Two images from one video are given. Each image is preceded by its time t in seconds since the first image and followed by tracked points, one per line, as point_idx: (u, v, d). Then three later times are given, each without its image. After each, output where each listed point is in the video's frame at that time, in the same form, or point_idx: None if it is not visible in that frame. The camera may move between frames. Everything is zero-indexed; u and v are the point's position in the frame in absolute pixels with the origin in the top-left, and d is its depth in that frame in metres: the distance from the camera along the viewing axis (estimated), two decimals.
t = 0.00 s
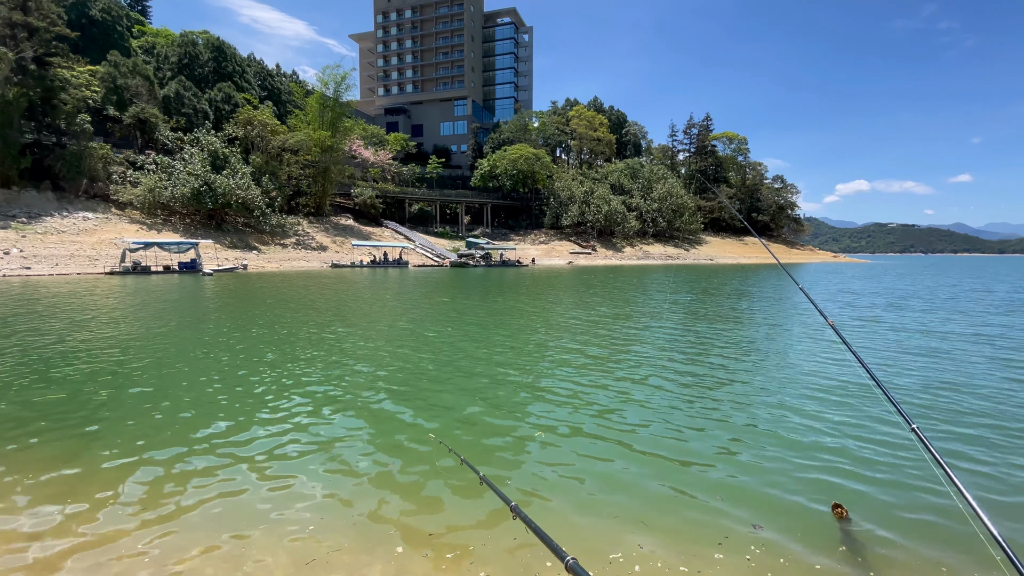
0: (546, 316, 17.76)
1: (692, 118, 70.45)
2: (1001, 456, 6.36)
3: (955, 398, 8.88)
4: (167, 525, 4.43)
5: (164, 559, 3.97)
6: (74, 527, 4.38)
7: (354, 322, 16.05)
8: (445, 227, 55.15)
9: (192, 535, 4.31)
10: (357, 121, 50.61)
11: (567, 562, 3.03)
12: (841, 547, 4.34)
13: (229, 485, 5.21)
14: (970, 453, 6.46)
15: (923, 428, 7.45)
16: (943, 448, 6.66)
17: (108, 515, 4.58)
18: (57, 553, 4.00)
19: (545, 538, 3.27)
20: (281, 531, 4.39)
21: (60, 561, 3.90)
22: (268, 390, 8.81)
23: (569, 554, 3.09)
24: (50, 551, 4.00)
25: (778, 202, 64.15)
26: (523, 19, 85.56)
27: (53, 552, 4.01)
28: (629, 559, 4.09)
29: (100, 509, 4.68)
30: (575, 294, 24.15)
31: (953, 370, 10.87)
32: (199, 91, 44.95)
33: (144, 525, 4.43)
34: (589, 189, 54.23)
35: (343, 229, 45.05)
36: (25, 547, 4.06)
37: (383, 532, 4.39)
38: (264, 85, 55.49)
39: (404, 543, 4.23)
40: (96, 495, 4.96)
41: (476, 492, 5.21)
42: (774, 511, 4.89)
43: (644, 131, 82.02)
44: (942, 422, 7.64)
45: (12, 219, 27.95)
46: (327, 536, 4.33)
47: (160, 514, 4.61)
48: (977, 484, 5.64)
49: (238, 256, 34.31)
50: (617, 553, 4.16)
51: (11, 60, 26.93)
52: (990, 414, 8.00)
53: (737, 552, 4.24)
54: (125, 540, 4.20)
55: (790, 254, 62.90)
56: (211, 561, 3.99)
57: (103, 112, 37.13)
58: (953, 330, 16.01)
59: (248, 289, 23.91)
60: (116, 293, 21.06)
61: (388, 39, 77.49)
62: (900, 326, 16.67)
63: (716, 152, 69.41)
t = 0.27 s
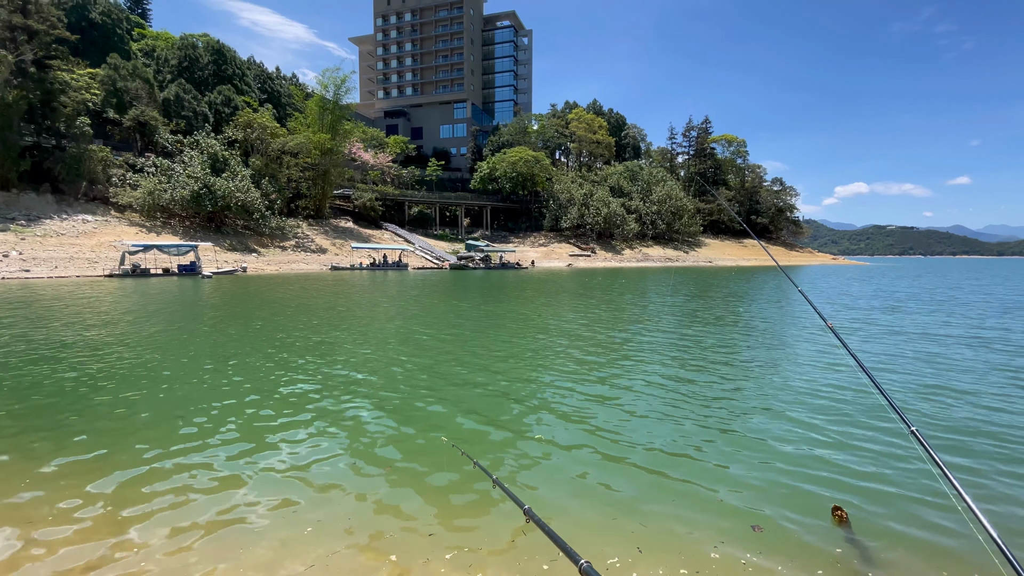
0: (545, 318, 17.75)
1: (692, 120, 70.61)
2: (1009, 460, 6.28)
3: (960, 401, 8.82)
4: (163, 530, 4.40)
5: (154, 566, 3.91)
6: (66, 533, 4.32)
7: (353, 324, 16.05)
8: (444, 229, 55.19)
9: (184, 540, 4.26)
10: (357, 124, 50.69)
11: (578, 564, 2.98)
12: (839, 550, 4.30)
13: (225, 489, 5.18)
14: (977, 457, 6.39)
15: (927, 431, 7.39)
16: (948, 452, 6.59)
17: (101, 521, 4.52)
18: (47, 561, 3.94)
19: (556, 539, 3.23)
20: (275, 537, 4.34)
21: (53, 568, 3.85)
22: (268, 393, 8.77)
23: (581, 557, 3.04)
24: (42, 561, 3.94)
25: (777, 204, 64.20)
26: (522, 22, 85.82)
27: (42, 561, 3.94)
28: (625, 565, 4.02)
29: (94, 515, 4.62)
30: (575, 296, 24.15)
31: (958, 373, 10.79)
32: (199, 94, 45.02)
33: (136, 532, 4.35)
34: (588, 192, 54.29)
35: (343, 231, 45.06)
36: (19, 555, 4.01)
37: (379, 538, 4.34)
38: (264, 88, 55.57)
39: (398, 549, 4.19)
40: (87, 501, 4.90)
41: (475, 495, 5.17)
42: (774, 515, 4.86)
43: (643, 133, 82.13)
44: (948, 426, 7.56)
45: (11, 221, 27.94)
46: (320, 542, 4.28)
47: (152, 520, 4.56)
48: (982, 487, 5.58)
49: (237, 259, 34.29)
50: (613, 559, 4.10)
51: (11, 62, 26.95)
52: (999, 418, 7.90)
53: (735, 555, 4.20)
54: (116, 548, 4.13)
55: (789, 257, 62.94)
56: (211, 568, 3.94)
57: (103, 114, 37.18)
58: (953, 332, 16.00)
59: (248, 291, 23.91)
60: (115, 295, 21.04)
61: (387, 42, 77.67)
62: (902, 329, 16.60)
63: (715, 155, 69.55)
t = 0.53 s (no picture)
0: (545, 319, 17.76)
1: (690, 121, 70.72)
2: (1010, 461, 6.28)
3: (961, 402, 8.82)
4: (163, 530, 4.40)
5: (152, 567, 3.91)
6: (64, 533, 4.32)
7: (353, 325, 16.05)
8: (443, 230, 55.23)
9: (182, 542, 4.25)
10: (356, 124, 50.70)
11: (589, 564, 2.99)
12: (837, 551, 4.32)
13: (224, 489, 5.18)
14: (977, 458, 6.39)
15: (927, 432, 7.39)
16: (949, 453, 6.59)
17: (99, 522, 4.51)
18: (43, 562, 3.92)
19: (566, 539, 3.23)
20: (273, 538, 4.34)
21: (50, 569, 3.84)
22: (267, 394, 8.75)
23: (590, 557, 3.05)
24: (39, 561, 3.93)
25: (776, 205, 64.32)
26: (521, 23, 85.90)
27: (39, 562, 3.93)
28: (622, 566, 4.03)
29: (91, 516, 4.61)
30: (574, 297, 24.16)
31: (958, 374, 10.78)
32: (198, 95, 45.00)
33: (133, 533, 4.35)
34: (587, 192, 54.34)
35: (342, 232, 45.06)
36: (16, 556, 4.00)
37: (378, 539, 4.34)
38: (263, 89, 55.57)
39: (396, 549, 4.19)
40: (85, 502, 4.89)
41: (473, 496, 5.17)
42: (771, 515, 4.88)
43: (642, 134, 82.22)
44: (949, 427, 7.56)
45: (10, 222, 27.88)
46: (319, 542, 4.29)
47: (149, 521, 4.54)
48: (983, 489, 5.58)
49: (236, 260, 34.28)
50: (611, 560, 4.11)
51: (10, 63, 26.91)
52: (1000, 419, 7.89)
53: (733, 557, 4.22)
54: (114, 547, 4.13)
55: (788, 257, 63.05)
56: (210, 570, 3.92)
57: (102, 115, 37.16)
58: (951, 333, 16.04)
59: (247, 292, 23.90)
60: (114, 296, 21.01)
61: (387, 42, 77.68)
62: (901, 330, 16.61)
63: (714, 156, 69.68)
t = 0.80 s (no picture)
0: (544, 318, 17.82)
1: (689, 121, 70.72)
2: (1008, 460, 6.29)
3: (959, 400, 8.83)
4: (162, 530, 4.40)
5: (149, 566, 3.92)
6: (62, 532, 4.33)
7: (352, 324, 16.05)
8: (442, 229, 55.24)
9: (180, 540, 4.26)
10: (355, 123, 50.67)
11: (597, 563, 3.01)
12: (833, 550, 4.33)
13: (222, 489, 5.20)
14: (976, 456, 6.40)
15: (926, 431, 7.40)
16: (947, 452, 6.60)
17: (97, 521, 4.53)
18: (41, 561, 3.94)
19: (575, 539, 3.26)
20: (270, 537, 4.35)
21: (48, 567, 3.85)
22: (266, 393, 8.77)
23: (599, 555, 3.07)
24: (36, 560, 3.94)
25: (775, 203, 64.41)
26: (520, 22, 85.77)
27: (36, 561, 3.94)
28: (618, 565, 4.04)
29: (91, 515, 4.62)
30: (573, 296, 24.20)
31: (956, 372, 10.80)
32: (196, 94, 44.91)
33: (130, 532, 4.36)
34: (586, 191, 54.40)
35: (341, 231, 45.05)
36: (13, 555, 4.00)
37: (373, 537, 4.37)
38: (262, 88, 55.47)
39: (393, 548, 4.20)
40: (84, 500, 4.91)
41: (471, 495, 5.18)
42: (767, 515, 4.89)
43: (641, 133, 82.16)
44: (947, 426, 7.57)
45: (7, 222, 27.80)
46: (317, 541, 4.29)
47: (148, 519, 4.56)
48: (981, 488, 5.59)
49: (235, 259, 34.27)
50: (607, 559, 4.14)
51: (8, 62, 26.83)
52: (998, 418, 7.90)
53: (728, 556, 4.22)
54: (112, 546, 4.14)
55: (786, 256, 63.13)
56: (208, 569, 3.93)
57: (100, 114, 37.10)
58: (949, 331, 16.09)
59: (246, 292, 23.91)
60: (113, 296, 20.99)
61: (385, 41, 77.55)
62: (900, 328, 16.63)
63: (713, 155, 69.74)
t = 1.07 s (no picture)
0: (543, 316, 17.85)
1: (688, 118, 70.67)
2: (1006, 459, 6.27)
3: (958, 399, 8.81)
4: (159, 530, 4.39)
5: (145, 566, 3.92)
6: (57, 531, 4.33)
7: (352, 323, 16.05)
8: (441, 227, 55.21)
9: (176, 540, 4.25)
10: (353, 121, 50.57)
11: (600, 559, 3.00)
12: (829, 548, 4.34)
13: (220, 487, 5.20)
14: (975, 456, 6.38)
15: (924, 430, 7.40)
16: (946, 451, 6.59)
17: (93, 519, 4.53)
18: (35, 561, 3.92)
19: (579, 537, 3.26)
20: (266, 537, 4.34)
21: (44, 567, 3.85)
22: (263, 392, 8.76)
23: (602, 552, 3.07)
24: (32, 560, 3.94)
25: (773, 201, 64.41)
26: (519, 19, 85.58)
27: (31, 560, 3.93)
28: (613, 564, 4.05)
29: (90, 514, 4.62)
30: (572, 294, 24.24)
31: (955, 371, 10.76)
32: (194, 92, 44.76)
33: (127, 531, 4.37)
34: (585, 189, 54.37)
35: (339, 229, 44.99)
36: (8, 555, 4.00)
37: (371, 536, 4.37)
38: (260, 85, 55.28)
39: (389, 548, 4.20)
40: (80, 500, 4.91)
41: (470, 493, 5.19)
42: (765, 513, 4.89)
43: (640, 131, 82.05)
44: (946, 425, 7.55)
45: (5, 220, 27.74)
46: (312, 541, 4.29)
47: (144, 519, 4.56)
48: (980, 487, 5.57)
49: (233, 257, 34.22)
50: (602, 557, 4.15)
51: (5, 60, 26.72)
52: (998, 417, 7.87)
53: (725, 554, 4.23)
54: (108, 545, 4.14)
55: (785, 254, 63.18)
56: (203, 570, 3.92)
57: (98, 112, 36.98)
58: (947, 329, 16.12)
59: (245, 290, 23.90)
60: (111, 294, 20.95)
61: (384, 39, 77.33)
62: (899, 327, 16.62)
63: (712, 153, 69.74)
